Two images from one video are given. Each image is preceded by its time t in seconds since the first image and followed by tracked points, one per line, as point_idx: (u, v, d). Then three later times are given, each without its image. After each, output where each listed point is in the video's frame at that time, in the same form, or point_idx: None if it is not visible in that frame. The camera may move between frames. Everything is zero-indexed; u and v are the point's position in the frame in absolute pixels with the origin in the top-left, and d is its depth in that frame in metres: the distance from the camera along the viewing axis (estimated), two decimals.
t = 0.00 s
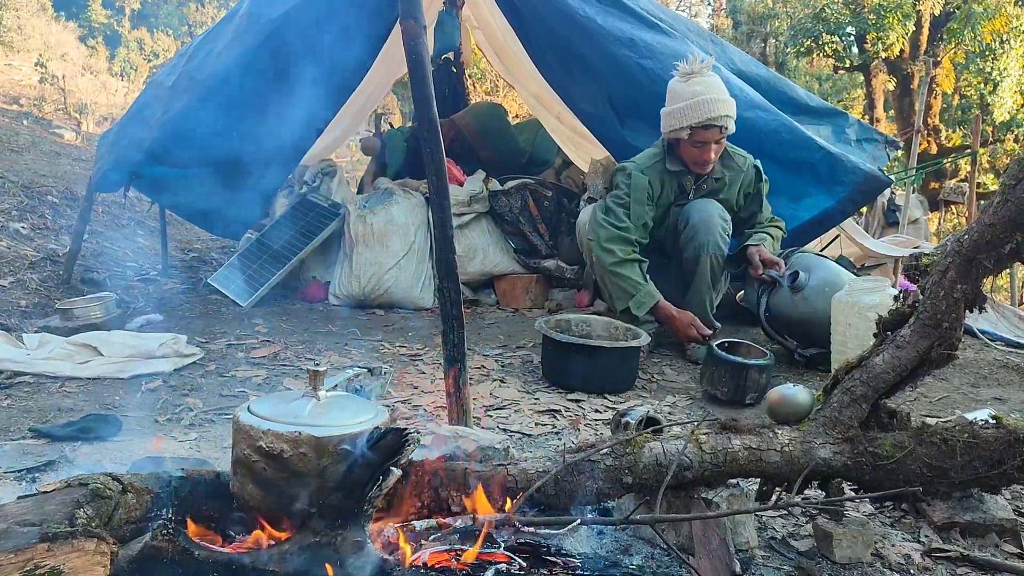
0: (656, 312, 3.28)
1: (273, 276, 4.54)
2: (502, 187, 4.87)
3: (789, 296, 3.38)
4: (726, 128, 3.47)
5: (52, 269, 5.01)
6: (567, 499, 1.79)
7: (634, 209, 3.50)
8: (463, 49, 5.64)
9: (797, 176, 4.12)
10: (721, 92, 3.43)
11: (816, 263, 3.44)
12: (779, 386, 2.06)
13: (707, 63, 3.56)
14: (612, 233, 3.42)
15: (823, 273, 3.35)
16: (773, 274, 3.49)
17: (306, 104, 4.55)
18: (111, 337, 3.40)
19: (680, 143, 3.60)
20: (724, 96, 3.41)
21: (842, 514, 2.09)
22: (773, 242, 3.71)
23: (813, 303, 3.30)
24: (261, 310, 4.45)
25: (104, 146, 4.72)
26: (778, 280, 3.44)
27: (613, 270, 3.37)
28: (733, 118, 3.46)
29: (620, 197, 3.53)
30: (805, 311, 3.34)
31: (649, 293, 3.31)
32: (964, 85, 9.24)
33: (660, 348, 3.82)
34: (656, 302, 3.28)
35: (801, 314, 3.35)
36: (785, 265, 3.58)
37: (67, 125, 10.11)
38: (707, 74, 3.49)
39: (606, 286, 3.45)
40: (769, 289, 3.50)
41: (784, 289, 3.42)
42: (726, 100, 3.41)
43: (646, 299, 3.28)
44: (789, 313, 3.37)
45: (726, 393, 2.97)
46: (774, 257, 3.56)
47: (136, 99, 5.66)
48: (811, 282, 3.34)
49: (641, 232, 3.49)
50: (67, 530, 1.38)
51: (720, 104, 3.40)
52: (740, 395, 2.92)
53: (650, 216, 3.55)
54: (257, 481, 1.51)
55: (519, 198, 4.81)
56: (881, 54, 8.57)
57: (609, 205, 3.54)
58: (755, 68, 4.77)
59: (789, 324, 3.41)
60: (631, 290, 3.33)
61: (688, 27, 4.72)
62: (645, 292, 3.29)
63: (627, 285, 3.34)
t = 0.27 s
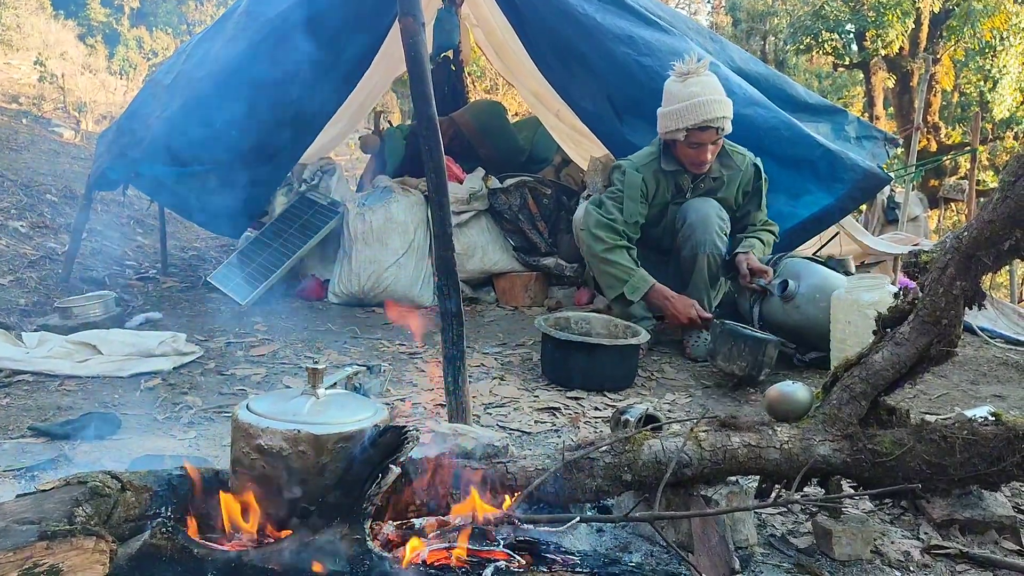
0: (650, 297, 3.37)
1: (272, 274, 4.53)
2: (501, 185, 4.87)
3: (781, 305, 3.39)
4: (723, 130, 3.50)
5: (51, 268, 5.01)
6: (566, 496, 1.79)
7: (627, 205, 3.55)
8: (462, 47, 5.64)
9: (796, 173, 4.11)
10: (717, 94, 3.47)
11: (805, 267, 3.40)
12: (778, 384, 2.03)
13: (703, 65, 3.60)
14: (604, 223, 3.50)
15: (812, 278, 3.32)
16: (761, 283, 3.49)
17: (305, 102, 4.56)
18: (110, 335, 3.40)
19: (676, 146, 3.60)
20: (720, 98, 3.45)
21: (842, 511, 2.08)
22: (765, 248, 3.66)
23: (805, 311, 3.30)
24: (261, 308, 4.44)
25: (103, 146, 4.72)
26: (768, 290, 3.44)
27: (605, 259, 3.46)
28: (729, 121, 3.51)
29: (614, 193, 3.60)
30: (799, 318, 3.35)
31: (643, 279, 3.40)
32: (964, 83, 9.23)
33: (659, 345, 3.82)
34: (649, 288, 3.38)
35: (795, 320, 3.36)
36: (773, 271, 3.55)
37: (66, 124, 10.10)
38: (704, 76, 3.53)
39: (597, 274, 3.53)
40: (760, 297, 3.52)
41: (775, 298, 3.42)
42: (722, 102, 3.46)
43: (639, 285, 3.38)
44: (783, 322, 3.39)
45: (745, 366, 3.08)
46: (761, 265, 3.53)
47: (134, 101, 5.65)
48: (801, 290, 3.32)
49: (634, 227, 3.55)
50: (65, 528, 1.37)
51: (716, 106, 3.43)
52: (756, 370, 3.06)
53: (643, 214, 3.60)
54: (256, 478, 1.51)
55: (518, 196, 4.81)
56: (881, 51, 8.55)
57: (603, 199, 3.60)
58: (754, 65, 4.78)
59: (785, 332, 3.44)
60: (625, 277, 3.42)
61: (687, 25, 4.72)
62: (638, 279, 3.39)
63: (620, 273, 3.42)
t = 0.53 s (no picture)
0: (654, 292, 3.31)
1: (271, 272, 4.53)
2: (500, 183, 4.86)
3: (772, 313, 3.44)
4: (718, 128, 3.44)
5: (51, 267, 5.00)
6: (566, 494, 1.79)
7: (626, 202, 3.55)
8: (461, 45, 5.63)
9: (796, 171, 4.11)
10: (713, 92, 3.40)
11: (792, 272, 3.47)
12: (778, 381, 2.02)
13: (698, 62, 3.52)
14: (606, 218, 3.48)
15: (800, 284, 3.38)
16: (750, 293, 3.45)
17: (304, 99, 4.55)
18: (109, 334, 3.40)
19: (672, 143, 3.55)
20: (715, 96, 3.38)
21: (842, 509, 2.09)
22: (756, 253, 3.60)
23: (796, 318, 3.37)
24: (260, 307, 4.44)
25: (102, 143, 4.71)
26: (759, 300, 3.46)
27: (607, 254, 3.43)
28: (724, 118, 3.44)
29: (613, 190, 3.59)
30: (789, 324, 3.41)
31: (646, 273, 3.35)
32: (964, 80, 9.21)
33: (659, 343, 3.82)
34: (654, 282, 3.32)
35: (786, 327, 3.42)
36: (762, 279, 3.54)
37: (65, 123, 10.09)
38: (699, 74, 3.46)
39: (599, 269, 3.49)
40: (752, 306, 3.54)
41: (766, 306, 3.47)
42: (717, 100, 3.39)
43: (643, 278, 3.32)
44: (774, 330, 3.45)
45: (754, 368, 3.11)
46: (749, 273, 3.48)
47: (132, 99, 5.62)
48: (790, 298, 3.38)
49: (634, 223, 3.54)
50: (64, 526, 1.37)
51: (712, 104, 3.36)
52: (762, 369, 3.10)
53: (642, 211, 3.60)
54: (256, 476, 1.51)
55: (518, 194, 4.81)
56: (880, 49, 8.54)
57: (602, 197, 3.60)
58: (754, 62, 4.77)
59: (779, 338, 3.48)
60: (628, 271, 3.38)
61: (687, 22, 4.72)
62: (642, 271, 3.34)
63: (623, 267, 3.39)
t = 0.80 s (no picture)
0: (647, 292, 3.35)
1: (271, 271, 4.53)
2: (499, 181, 4.86)
3: (766, 320, 3.41)
4: (715, 129, 3.42)
5: (50, 266, 5.00)
6: (564, 492, 1.79)
7: (621, 202, 3.55)
8: (461, 43, 5.64)
9: (795, 169, 4.10)
10: (710, 94, 3.38)
11: (782, 277, 3.42)
12: (777, 379, 2.02)
13: (697, 64, 3.50)
14: (601, 218, 3.48)
15: (792, 289, 3.34)
16: (744, 300, 3.43)
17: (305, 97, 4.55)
18: (108, 333, 3.40)
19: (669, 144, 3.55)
20: (712, 98, 3.36)
21: (840, 507, 2.08)
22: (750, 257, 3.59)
23: (791, 324, 3.34)
24: (260, 306, 4.45)
25: (100, 142, 4.67)
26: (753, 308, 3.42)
27: (601, 253, 3.45)
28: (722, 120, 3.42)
29: (608, 190, 3.59)
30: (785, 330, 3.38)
31: (640, 273, 3.38)
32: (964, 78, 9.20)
33: (658, 342, 3.82)
34: (647, 282, 3.35)
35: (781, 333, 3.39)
36: (753, 285, 3.50)
37: (65, 122, 10.09)
38: (697, 75, 3.44)
39: (593, 268, 3.51)
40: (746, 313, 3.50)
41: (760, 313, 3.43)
42: (714, 102, 3.36)
43: (638, 278, 3.36)
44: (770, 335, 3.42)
45: (747, 369, 3.10)
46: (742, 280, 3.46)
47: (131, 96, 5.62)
48: (783, 304, 3.35)
49: (629, 223, 3.54)
50: (63, 525, 1.37)
51: (708, 107, 3.34)
52: (755, 370, 3.08)
53: (637, 211, 3.60)
54: (255, 475, 1.51)
55: (517, 193, 4.81)
56: (880, 47, 8.54)
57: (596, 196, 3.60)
58: (754, 60, 4.77)
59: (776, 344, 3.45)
60: (621, 271, 3.40)
61: (686, 20, 4.71)
62: (636, 271, 3.37)
63: (617, 267, 3.40)
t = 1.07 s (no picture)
0: (641, 285, 3.33)
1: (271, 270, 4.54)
2: (499, 181, 4.86)
3: (762, 325, 3.41)
4: (713, 132, 3.41)
5: (50, 265, 5.01)
6: (564, 491, 1.79)
7: (616, 199, 3.55)
8: (460, 43, 5.64)
9: (795, 168, 4.10)
10: (708, 97, 3.35)
11: (776, 281, 3.43)
12: (776, 378, 2.02)
13: (694, 65, 3.47)
14: (595, 213, 3.48)
15: (787, 293, 3.36)
16: (740, 306, 3.43)
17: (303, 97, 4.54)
18: (108, 332, 3.40)
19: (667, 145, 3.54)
20: (710, 102, 3.33)
21: (840, 505, 2.08)
22: (747, 260, 3.57)
23: (787, 328, 3.36)
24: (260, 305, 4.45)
25: (101, 140, 4.70)
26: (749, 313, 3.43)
27: (595, 247, 3.43)
28: (720, 122, 3.40)
29: (605, 188, 3.60)
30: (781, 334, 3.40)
31: (634, 266, 3.36)
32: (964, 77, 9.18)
33: (658, 341, 3.82)
34: (641, 275, 3.34)
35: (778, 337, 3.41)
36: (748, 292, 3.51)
37: (64, 121, 10.09)
38: (695, 77, 3.41)
39: (587, 263, 3.49)
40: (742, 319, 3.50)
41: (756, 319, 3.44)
42: (712, 105, 3.34)
43: (631, 272, 3.34)
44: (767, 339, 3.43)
45: (738, 368, 3.10)
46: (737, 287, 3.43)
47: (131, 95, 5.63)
48: (779, 308, 3.36)
49: (625, 221, 3.54)
50: (64, 525, 1.37)
51: (706, 110, 3.33)
52: (744, 370, 3.10)
53: (633, 211, 3.60)
54: (254, 475, 1.51)
55: (517, 192, 4.80)
56: (880, 46, 8.53)
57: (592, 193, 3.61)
58: (753, 59, 4.77)
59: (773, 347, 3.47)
60: (615, 264, 3.38)
61: (686, 19, 4.71)
62: (630, 265, 3.36)
63: (611, 260, 3.39)
